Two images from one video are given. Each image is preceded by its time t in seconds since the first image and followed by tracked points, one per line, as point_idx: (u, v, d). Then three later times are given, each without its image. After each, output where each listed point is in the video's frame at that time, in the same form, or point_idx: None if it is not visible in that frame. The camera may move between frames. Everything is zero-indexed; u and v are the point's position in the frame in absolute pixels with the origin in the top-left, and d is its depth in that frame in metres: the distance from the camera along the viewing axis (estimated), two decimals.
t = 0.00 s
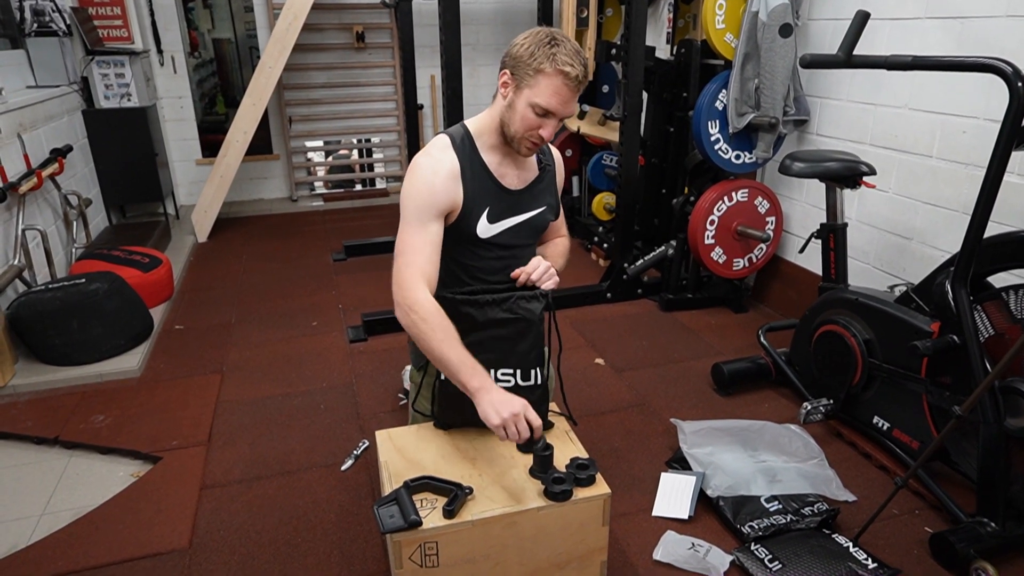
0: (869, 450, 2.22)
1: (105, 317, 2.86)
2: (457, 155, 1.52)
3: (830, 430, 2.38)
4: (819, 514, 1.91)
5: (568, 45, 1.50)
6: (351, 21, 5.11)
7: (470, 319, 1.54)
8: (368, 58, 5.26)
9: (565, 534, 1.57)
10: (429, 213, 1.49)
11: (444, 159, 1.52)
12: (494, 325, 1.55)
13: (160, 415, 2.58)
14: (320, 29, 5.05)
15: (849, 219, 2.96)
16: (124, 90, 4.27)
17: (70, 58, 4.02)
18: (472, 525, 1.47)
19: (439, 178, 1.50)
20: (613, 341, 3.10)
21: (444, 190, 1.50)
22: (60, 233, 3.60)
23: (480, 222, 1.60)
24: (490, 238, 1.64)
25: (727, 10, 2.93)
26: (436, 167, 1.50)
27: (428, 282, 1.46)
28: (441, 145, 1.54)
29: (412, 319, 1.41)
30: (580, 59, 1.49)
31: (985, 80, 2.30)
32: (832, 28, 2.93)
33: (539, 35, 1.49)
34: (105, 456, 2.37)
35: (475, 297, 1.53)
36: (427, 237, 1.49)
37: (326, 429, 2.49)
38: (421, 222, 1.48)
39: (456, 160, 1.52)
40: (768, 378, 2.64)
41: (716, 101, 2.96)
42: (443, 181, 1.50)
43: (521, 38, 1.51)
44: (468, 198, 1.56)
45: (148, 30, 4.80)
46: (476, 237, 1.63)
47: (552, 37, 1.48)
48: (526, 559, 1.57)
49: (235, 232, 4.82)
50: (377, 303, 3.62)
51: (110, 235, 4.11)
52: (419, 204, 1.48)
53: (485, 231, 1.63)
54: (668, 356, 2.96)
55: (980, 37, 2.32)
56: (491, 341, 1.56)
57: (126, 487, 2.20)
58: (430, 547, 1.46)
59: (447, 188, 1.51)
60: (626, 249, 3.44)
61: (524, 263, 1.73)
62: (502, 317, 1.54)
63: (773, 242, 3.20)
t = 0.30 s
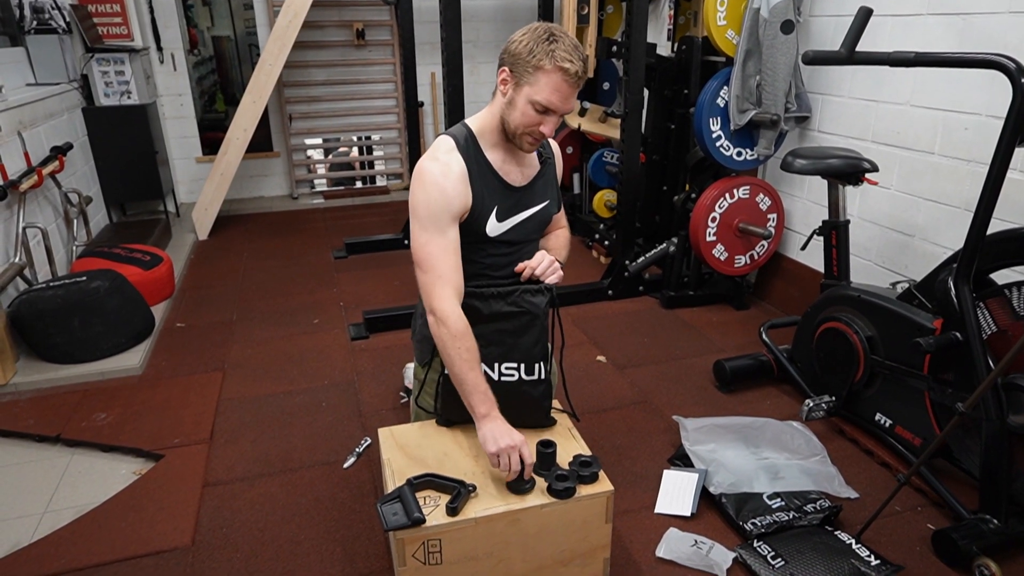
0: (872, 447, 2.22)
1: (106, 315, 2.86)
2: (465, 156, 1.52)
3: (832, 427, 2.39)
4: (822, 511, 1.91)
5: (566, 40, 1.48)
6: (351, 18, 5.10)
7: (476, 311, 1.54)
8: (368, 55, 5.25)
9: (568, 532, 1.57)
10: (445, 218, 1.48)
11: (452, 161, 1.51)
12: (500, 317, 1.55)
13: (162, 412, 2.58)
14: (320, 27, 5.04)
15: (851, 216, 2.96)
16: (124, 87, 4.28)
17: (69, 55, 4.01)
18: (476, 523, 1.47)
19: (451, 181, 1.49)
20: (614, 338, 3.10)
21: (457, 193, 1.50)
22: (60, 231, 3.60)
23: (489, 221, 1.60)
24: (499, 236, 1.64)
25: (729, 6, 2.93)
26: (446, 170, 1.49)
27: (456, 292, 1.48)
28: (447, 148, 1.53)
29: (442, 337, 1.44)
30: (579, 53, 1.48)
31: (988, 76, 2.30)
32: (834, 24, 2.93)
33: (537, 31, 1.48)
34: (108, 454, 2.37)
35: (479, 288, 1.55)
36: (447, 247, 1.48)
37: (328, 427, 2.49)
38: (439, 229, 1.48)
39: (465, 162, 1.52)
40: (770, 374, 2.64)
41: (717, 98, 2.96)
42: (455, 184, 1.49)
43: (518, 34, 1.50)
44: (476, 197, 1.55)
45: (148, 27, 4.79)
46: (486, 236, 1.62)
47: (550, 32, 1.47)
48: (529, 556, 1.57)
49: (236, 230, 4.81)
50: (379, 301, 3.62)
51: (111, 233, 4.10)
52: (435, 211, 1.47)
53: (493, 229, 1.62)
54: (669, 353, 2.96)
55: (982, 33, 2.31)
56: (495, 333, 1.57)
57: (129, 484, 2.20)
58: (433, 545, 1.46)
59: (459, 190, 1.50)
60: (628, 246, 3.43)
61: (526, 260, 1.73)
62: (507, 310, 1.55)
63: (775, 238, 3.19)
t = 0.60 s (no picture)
0: (876, 446, 2.22)
1: (109, 311, 2.86)
2: (467, 152, 1.52)
3: (835, 426, 2.39)
4: (826, 510, 1.91)
5: (576, 43, 1.48)
6: (354, 14, 5.09)
7: (481, 313, 1.53)
8: (371, 52, 5.24)
9: (572, 530, 1.57)
10: (433, 208, 1.49)
11: (453, 154, 1.51)
12: (506, 317, 1.54)
13: (165, 409, 2.58)
14: (322, 23, 5.03)
15: (855, 214, 2.95)
16: (126, 83, 4.27)
17: (72, 51, 4.01)
18: (480, 520, 1.47)
19: (448, 174, 1.49)
20: (617, 336, 3.10)
21: (451, 187, 1.50)
22: (63, 228, 3.60)
23: (491, 214, 1.59)
24: (501, 230, 1.63)
25: (733, 4, 2.92)
26: (444, 161, 1.50)
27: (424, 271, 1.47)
28: (451, 138, 1.54)
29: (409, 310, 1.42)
30: (588, 59, 1.47)
31: (993, 74, 2.29)
32: (839, 23, 2.92)
33: (548, 32, 1.47)
34: (111, 450, 2.37)
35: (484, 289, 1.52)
36: (428, 235, 1.48)
37: (331, 424, 2.49)
38: (424, 216, 1.48)
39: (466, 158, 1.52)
40: (773, 373, 2.63)
41: (721, 96, 2.95)
42: (450, 176, 1.49)
43: (529, 32, 1.49)
44: (476, 193, 1.55)
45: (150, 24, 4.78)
46: (487, 230, 1.62)
47: (561, 35, 1.46)
48: (533, 554, 1.57)
49: (238, 226, 4.81)
50: (381, 298, 3.61)
51: (113, 230, 4.10)
52: (424, 199, 1.47)
53: (496, 224, 1.62)
54: (672, 351, 2.96)
55: (988, 31, 2.30)
56: (499, 332, 1.56)
57: (132, 481, 2.20)
58: (437, 542, 1.46)
59: (453, 185, 1.50)
60: (631, 244, 3.42)
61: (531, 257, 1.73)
62: (513, 311, 1.54)
63: (778, 237, 3.19)
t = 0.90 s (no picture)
0: (882, 448, 2.21)
1: (115, 305, 2.87)
2: (461, 144, 1.56)
3: (841, 427, 2.38)
4: (831, 511, 1.91)
5: (576, 34, 1.47)
6: (360, 11, 5.09)
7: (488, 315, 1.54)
8: (377, 49, 5.24)
9: (577, 528, 1.57)
10: (416, 191, 1.57)
11: (449, 143, 1.56)
12: (513, 319, 1.55)
13: (170, 404, 2.58)
14: (329, 19, 5.03)
15: (862, 215, 2.94)
16: (133, 78, 4.24)
17: (79, 46, 4.02)
18: (485, 518, 1.47)
19: (434, 163, 1.54)
20: (622, 335, 3.10)
21: (434, 175, 1.55)
22: (69, 223, 3.60)
23: (490, 206, 1.59)
24: (500, 224, 1.63)
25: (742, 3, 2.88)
26: (437, 148, 1.55)
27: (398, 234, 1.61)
28: (455, 128, 1.59)
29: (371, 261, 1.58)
30: (588, 48, 1.46)
31: (1003, 75, 2.28)
32: (848, 22, 2.91)
33: (548, 24, 1.47)
34: (116, 445, 2.38)
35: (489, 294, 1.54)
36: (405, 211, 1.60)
37: (335, 420, 2.50)
38: (409, 195, 1.58)
39: (461, 150, 1.56)
40: (779, 373, 2.63)
41: (729, 95, 2.94)
42: (434, 165, 1.54)
43: (530, 26, 1.50)
44: (477, 186, 1.57)
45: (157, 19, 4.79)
46: (487, 222, 1.61)
47: (560, 26, 1.46)
48: (538, 552, 1.57)
49: (243, 222, 4.82)
50: (385, 295, 3.62)
51: (119, 225, 4.11)
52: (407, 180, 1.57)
53: (495, 216, 1.61)
54: (677, 350, 2.96)
55: (998, 31, 2.29)
56: (506, 332, 1.56)
57: (138, 475, 2.21)
58: (442, 539, 1.46)
59: (438, 174, 1.55)
60: (636, 242, 3.42)
61: (538, 255, 1.72)
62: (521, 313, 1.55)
63: (784, 237, 3.18)
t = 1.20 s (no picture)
0: (885, 449, 2.21)
1: (120, 300, 2.88)
2: (462, 134, 1.57)
3: (845, 427, 2.38)
4: (834, 511, 1.91)
5: (571, 47, 1.43)
6: (366, 7, 5.09)
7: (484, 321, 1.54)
8: (383, 45, 5.24)
9: (580, 526, 1.57)
10: (416, 175, 1.61)
11: (451, 132, 1.58)
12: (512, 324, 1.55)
13: (174, 398, 2.59)
14: (334, 16, 5.03)
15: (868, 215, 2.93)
16: (138, 74, 4.31)
17: (85, 41, 4.03)
18: (488, 515, 1.47)
19: (434, 150, 1.57)
20: (625, 334, 3.09)
21: (434, 163, 1.58)
22: (75, 217, 3.62)
23: (489, 201, 1.61)
24: (500, 219, 1.64)
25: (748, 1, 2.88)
26: (440, 136, 1.57)
27: (397, 208, 1.67)
28: (459, 118, 1.61)
29: (374, 235, 1.65)
30: (581, 63, 1.42)
31: (1012, 75, 2.27)
32: (855, 21, 2.90)
33: (543, 37, 1.45)
34: (121, 439, 2.39)
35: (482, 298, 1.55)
36: (405, 190, 1.64)
37: (339, 416, 2.50)
38: (409, 177, 1.61)
39: (461, 141, 1.57)
40: (783, 373, 2.62)
41: (735, 94, 2.93)
42: (434, 152, 1.57)
43: (528, 36, 1.48)
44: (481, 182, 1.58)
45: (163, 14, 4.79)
46: (486, 218, 1.63)
47: (554, 40, 1.43)
48: (540, 549, 1.57)
49: (247, 218, 4.82)
50: (389, 292, 3.62)
51: (124, 220, 4.12)
52: (408, 164, 1.61)
53: (494, 211, 1.63)
54: (681, 349, 2.95)
55: (1007, 31, 2.28)
56: (503, 336, 1.56)
57: (142, 469, 2.22)
58: (445, 536, 1.47)
59: (438, 162, 1.58)
60: (640, 241, 3.41)
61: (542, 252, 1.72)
62: (520, 318, 1.55)
63: (790, 237, 3.17)
